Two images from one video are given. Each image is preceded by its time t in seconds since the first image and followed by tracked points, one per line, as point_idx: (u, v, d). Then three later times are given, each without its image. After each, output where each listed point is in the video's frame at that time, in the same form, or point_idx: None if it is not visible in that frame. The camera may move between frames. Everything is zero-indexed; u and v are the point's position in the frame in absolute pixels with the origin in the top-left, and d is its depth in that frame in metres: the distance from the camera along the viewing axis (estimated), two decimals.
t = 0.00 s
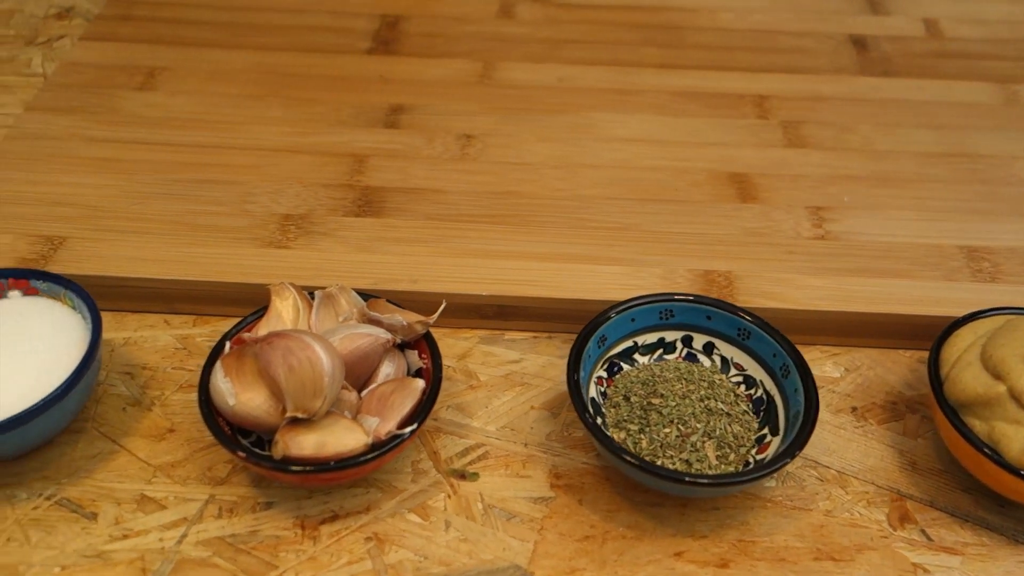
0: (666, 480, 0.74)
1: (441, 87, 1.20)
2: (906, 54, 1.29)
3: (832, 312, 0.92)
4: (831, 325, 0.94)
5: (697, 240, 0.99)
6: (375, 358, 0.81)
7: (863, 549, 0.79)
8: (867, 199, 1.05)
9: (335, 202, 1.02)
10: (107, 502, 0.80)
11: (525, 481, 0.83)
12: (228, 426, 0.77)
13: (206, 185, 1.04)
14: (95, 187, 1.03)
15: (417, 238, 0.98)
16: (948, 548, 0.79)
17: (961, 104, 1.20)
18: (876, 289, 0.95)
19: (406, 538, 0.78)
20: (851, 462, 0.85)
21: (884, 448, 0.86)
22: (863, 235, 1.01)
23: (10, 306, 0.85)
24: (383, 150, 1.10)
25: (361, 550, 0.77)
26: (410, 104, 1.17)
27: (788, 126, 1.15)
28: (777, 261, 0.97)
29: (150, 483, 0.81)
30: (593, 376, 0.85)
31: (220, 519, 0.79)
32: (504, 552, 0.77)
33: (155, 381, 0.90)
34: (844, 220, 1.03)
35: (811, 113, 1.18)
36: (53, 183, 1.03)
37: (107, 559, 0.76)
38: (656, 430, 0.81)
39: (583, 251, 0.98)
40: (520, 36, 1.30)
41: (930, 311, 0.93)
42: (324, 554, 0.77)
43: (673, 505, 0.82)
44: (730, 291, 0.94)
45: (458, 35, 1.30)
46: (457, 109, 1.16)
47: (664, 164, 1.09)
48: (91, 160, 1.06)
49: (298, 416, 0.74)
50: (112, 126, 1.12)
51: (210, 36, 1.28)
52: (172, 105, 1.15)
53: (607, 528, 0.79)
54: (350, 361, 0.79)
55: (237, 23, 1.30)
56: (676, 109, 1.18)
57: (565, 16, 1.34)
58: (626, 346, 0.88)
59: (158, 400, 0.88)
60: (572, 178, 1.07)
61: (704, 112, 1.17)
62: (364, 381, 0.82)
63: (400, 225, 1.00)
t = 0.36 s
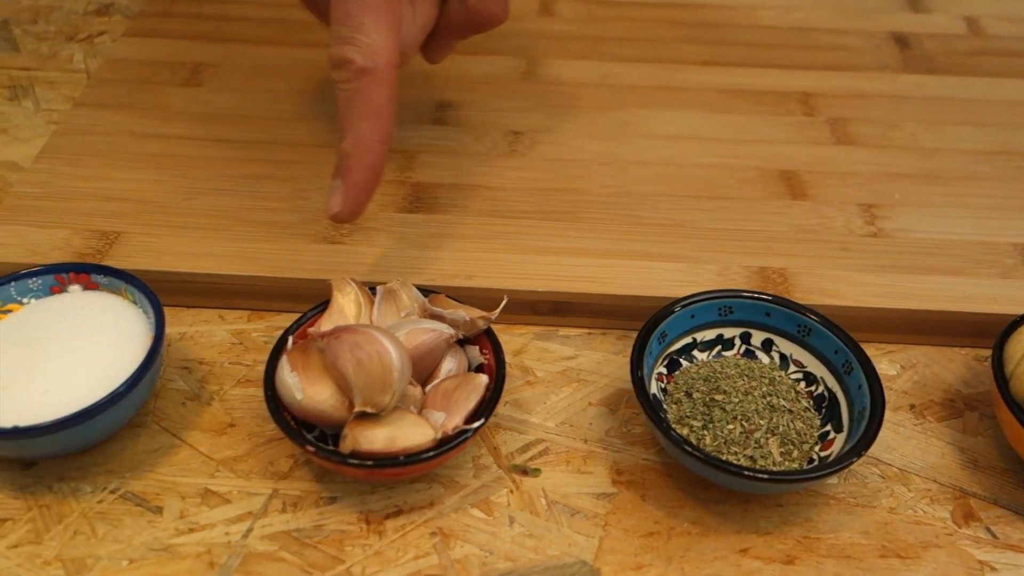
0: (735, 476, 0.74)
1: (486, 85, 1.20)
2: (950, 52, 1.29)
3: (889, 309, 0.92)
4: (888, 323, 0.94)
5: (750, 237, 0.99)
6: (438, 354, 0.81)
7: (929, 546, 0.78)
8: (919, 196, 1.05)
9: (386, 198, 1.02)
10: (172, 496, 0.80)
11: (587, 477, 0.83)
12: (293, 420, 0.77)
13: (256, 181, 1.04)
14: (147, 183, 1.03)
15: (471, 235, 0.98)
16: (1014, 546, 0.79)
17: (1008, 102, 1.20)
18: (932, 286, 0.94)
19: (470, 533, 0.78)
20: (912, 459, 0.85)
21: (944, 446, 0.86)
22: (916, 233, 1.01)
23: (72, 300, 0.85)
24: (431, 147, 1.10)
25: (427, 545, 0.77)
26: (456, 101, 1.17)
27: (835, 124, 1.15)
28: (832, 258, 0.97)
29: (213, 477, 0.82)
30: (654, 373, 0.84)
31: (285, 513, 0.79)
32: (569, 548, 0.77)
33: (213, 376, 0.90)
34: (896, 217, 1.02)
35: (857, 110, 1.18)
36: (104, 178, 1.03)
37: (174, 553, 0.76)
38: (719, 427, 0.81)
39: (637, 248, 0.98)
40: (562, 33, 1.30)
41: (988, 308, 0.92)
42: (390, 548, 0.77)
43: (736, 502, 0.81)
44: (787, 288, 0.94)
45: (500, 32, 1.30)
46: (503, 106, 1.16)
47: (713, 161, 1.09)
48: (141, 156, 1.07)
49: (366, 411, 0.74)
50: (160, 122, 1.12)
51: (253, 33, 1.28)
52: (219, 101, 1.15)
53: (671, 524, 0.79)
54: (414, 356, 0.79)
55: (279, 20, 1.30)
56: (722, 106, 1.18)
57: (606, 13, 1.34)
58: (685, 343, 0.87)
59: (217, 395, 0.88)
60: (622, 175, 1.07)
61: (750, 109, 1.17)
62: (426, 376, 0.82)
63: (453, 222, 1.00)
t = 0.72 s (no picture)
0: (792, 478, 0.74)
1: (523, 85, 1.20)
2: (986, 53, 1.29)
3: (937, 311, 0.92)
4: (934, 324, 0.93)
5: (794, 238, 0.99)
6: (491, 354, 0.81)
7: (984, 548, 0.78)
8: (961, 197, 1.05)
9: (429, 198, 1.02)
10: (225, 495, 0.80)
11: (637, 477, 0.83)
12: (349, 420, 0.77)
13: (298, 181, 1.04)
14: (189, 182, 1.03)
15: (515, 235, 0.98)
16: None
17: None
18: (979, 287, 0.94)
19: (524, 533, 0.78)
20: (963, 461, 0.85)
21: (995, 448, 0.86)
22: (960, 234, 1.00)
23: (122, 299, 0.86)
24: (472, 147, 1.10)
25: (482, 544, 0.77)
26: (494, 101, 1.17)
27: (874, 125, 1.15)
28: (876, 259, 0.97)
29: (266, 476, 0.82)
30: (705, 374, 0.84)
31: (339, 513, 0.79)
32: (623, 548, 0.77)
33: (261, 375, 0.90)
34: (940, 218, 1.02)
35: (896, 112, 1.17)
36: (147, 178, 1.04)
37: (229, 552, 0.76)
38: (771, 428, 0.81)
39: (681, 249, 0.97)
40: (596, 33, 1.30)
41: None
42: (445, 548, 0.77)
43: (789, 503, 0.81)
44: (833, 289, 0.94)
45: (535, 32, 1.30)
46: (541, 107, 1.16)
47: (753, 162, 1.09)
48: (183, 155, 1.07)
49: (423, 411, 0.74)
50: (199, 121, 1.12)
51: (289, 33, 1.28)
52: (258, 100, 1.16)
53: (724, 526, 0.79)
54: (468, 357, 0.79)
55: (314, 20, 1.31)
56: (759, 107, 1.17)
57: (640, 13, 1.34)
58: (734, 344, 0.87)
59: (266, 395, 0.88)
60: (663, 175, 1.07)
61: (788, 110, 1.17)
62: (478, 376, 0.82)
63: (496, 222, 1.00)
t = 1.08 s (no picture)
0: (841, 479, 0.74)
1: (555, 86, 1.20)
2: (1017, 54, 1.28)
3: (979, 312, 0.92)
4: (976, 325, 0.93)
5: (833, 239, 0.99)
6: (538, 354, 0.81)
7: None
8: (998, 198, 1.05)
9: (467, 199, 1.02)
10: (273, 496, 0.80)
11: (683, 478, 0.83)
12: (397, 421, 0.77)
13: (336, 182, 1.04)
14: (227, 183, 1.04)
15: (554, 235, 0.98)
16: None
17: None
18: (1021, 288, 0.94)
19: (572, 534, 0.78)
20: (1008, 462, 0.85)
21: None
22: (999, 235, 1.00)
23: (167, 301, 0.86)
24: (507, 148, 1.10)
25: (531, 545, 0.77)
26: (527, 102, 1.17)
27: (908, 126, 1.15)
28: (916, 260, 0.97)
29: (312, 477, 0.82)
30: (750, 375, 0.84)
31: (387, 514, 0.79)
32: (672, 549, 0.77)
33: (304, 376, 0.90)
34: (978, 219, 1.02)
35: (930, 112, 1.17)
36: (185, 179, 1.04)
37: (279, 553, 0.76)
38: (817, 429, 0.81)
39: (721, 249, 0.97)
40: (627, 34, 1.30)
41: None
42: (493, 549, 0.77)
43: (835, 504, 0.81)
44: (874, 290, 0.94)
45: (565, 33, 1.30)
46: (574, 107, 1.17)
47: (789, 163, 1.09)
48: (220, 157, 1.07)
49: (473, 412, 0.74)
50: (234, 123, 1.12)
51: (320, 34, 1.28)
52: (292, 101, 1.16)
53: (771, 527, 0.79)
54: (516, 357, 0.79)
55: (344, 21, 1.31)
56: (793, 107, 1.17)
57: (670, 14, 1.34)
58: (778, 345, 0.87)
59: (310, 395, 0.89)
60: (700, 176, 1.07)
61: (822, 110, 1.17)
62: (525, 377, 0.82)
63: (535, 223, 1.00)
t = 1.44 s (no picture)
0: (878, 478, 0.74)
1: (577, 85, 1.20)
2: None
3: (1009, 310, 0.92)
4: (1005, 323, 0.93)
5: (861, 237, 0.99)
6: (570, 353, 0.80)
7: None
8: None
9: (492, 198, 1.02)
10: (305, 494, 0.80)
11: (715, 477, 0.83)
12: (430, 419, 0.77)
13: (360, 180, 1.04)
14: (253, 181, 1.03)
15: (581, 234, 0.98)
16: None
17: None
18: None
19: (606, 533, 0.78)
20: None
21: None
22: None
23: (197, 299, 0.86)
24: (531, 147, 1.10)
25: (564, 544, 0.77)
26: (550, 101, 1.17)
27: (933, 124, 1.15)
28: (945, 258, 0.97)
29: (344, 476, 0.82)
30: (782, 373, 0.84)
31: (419, 512, 0.79)
32: (707, 548, 0.77)
33: (333, 374, 0.90)
34: (1005, 217, 1.02)
35: (954, 110, 1.17)
36: (210, 177, 1.04)
37: (313, 551, 0.76)
38: (850, 428, 0.81)
39: (749, 248, 0.97)
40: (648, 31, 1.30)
41: None
42: (527, 548, 0.77)
43: (868, 503, 0.81)
44: (903, 288, 0.94)
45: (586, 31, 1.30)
46: (597, 105, 1.16)
47: (814, 161, 1.08)
48: (245, 155, 1.07)
49: (508, 410, 0.74)
50: (257, 121, 1.12)
51: (341, 32, 1.28)
52: (315, 100, 1.16)
53: (805, 525, 0.79)
54: (549, 356, 0.79)
55: (365, 19, 1.31)
56: (817, 105, 1.17)
57: (690, 12, 1.34)
58: (809, 343, 0.87)
59: (339, 394, 0.88)
60: (725, 174, 1.06)
61: (846, 109, 1.17)
62: (557, 375, 0.81)
63: (562, 221, 1.00)
